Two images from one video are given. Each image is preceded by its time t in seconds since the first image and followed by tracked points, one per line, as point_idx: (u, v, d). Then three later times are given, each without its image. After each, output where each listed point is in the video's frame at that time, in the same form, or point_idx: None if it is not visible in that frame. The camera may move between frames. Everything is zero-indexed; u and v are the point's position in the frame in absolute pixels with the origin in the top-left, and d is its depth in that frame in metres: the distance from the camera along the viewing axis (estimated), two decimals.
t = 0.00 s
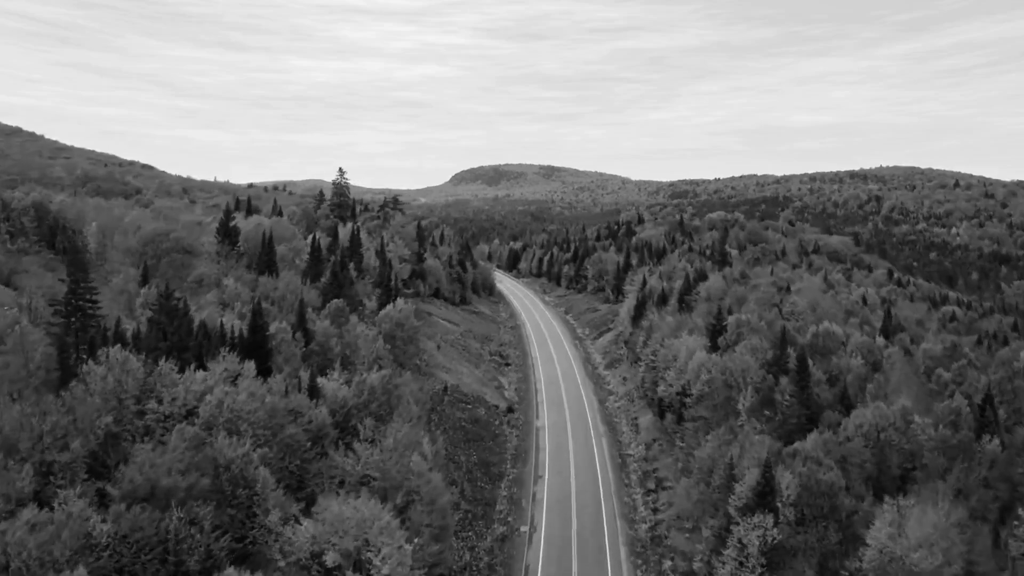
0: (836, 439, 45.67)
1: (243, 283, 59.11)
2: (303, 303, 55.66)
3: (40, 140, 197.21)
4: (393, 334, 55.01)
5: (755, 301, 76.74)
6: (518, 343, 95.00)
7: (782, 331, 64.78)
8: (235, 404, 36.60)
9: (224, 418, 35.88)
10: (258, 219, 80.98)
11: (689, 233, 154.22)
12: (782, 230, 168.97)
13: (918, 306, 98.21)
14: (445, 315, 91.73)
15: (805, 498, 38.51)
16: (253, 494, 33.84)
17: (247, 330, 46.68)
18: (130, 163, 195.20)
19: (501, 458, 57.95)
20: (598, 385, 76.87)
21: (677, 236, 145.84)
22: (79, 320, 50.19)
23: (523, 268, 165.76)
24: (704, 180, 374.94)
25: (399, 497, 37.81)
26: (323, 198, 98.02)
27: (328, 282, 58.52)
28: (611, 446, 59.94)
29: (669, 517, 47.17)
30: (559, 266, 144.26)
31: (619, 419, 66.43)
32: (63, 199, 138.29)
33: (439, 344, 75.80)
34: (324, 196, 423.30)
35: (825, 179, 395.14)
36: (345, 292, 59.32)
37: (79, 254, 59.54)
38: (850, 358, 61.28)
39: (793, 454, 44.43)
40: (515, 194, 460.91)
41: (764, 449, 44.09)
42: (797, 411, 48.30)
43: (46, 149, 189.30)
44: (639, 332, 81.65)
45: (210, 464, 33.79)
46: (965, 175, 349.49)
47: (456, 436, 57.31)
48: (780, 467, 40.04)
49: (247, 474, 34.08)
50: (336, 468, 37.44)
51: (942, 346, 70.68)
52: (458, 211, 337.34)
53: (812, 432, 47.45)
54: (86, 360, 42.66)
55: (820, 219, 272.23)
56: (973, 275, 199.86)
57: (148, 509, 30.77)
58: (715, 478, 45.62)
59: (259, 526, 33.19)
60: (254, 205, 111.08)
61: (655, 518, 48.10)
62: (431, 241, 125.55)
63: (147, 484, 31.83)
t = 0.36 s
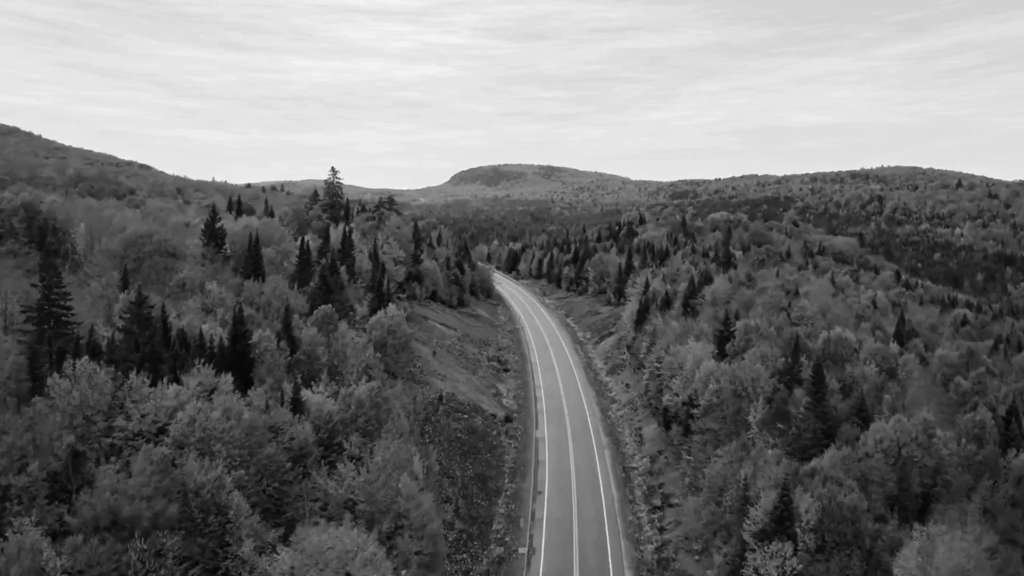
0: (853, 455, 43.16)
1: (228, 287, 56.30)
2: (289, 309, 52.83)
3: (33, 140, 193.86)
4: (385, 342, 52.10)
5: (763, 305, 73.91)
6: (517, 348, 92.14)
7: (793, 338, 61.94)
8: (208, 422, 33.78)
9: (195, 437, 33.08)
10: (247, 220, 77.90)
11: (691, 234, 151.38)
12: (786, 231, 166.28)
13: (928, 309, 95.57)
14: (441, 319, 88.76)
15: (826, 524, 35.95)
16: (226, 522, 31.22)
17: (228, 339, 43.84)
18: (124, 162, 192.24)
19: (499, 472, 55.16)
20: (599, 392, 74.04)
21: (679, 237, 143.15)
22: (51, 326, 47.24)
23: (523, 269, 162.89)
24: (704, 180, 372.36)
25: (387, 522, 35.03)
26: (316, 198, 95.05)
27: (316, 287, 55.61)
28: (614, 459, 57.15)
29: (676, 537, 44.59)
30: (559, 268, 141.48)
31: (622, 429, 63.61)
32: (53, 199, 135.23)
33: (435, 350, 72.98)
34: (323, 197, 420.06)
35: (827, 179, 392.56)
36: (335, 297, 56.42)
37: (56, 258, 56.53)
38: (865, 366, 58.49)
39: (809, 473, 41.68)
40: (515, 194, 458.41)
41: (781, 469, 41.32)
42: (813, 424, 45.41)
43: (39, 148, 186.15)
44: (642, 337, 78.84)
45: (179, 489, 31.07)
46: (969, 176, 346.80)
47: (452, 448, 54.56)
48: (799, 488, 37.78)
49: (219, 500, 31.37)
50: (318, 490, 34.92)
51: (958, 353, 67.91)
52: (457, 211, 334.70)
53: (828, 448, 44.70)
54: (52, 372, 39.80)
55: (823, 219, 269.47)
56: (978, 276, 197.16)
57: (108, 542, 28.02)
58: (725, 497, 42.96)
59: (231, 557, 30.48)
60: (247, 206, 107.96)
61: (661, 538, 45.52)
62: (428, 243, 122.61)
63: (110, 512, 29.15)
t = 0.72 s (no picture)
0: (871, 472, 40.81)
1: (213, 292, 53.86)
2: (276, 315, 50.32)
3: (27, 138, 190.91)
4: (376, 349, 49.56)
5: (770, 308, 71.48)
6: (516, 352, 89.78)
7: (803, 344, 59.51)
8: (181, 441, 31.47)
9: (166, 458, 30.81)
10: (237, 220, 75.38)
11: (693, 235, 149.03)
12: (789, 231, 163.99)
13: (938, 312, 93.20)
14: (438, 323, 86.13)
15: (848, 550, 33.57)
16: (199, 551, 28.88)
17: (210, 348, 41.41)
18: (119, 162, 190.02)
19: (496, 485, 52.73)
20: (601, 398, 71.60)
21: (681, 238, 140.79)
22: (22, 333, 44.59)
23: (522, 269, 160.54)
24: (705, 180, 370.12)
25: (375, 549, 33.00)
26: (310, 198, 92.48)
27: (305, 291, 53.08)
28: (618, 470, 54.72)
29: (684, 557, 42.27)
30: (559, 269, 139.21)
31: (625, 438, 61.09)
32: (43, 199, 132.67)
33: (431, 356, 70.48)
34: (322, 197, 417.29)
35: (827, 179, 390.45)
36: (325, 302, 53.89)
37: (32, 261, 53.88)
38: (879, 373, 56.06)
39: (826, 492, 39.24)
40: (515, 194, 456.05)
41: (797, 488, 38.88)
42: (828, 436, 42.98)
43: (32, 146, 183.64)
44: (645, 342, 76.38)
45: (148, 516, 28.83)
46: (971, 176, 344.69)
47: (448, 460, 52.09)
48: (818, 511, 35.48)
49: (192, 527, 29.01)
50: (302, 513, 33.16)
51: (973, 359, 65.50)
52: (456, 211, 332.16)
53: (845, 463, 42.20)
54: (19, 383, 37.36)
55: (826, 219, 267.01)
56: (982, 277, 194.67)
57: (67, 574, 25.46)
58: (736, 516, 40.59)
59: None
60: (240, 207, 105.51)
61: (668, 558, 43.13)
62: (426, 244, 120.21)
63: (71, 539, 26.61)
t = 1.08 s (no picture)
0: (896, 492, 38.11)
1: (195, 297, 51.06)
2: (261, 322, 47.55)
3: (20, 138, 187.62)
4: (365, 358, 46.65)
5: (779, 313, 68.77)
6: (515, 357, 87.05)
7: (816, 352, 56.74)
8: (144, 465, 28.78)
9: (128, 484, 28.16)
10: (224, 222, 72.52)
11: (696, 235, 146.27)
12: (793, 232, 161.25)
13: (948, 315, 90.52)
14: (434, 327, 83.22)
15: None
16: None
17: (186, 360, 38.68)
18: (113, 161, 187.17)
19: (493, 502, 49.97)
20: (604, 406, 68.80)
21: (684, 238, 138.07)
22: None
23: (521, 271, 157.81)
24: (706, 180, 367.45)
25: None
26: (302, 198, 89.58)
27: (291, 296, 50.35)
28: (622, 485, 51.91)
29: None
30: (559, 271, 136.47)
31: (629, 450, 58.27)
32: (32, 199, 129.70)
33: (425, 362, 67.70)
34: (321, 197, 414.12)
35: (828, 179, 387.85)
36: (311, 309, 51.09)
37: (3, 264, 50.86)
38: (896, 382, 53.31)
39: (849, 516, 36.54)
40: (514, 194, 453.47)
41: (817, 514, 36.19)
42: (847, 452, 40.22)
43: (24, 145, 180.74)
44: (648, 347, 73.55)
45: (105, 550, 26.18)
46: (973, 176, 342.14)
47: (442, 475, 49.29)
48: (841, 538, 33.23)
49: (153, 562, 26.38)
50: (279, 544, 30.69)
51: (992, 366, 62.80)
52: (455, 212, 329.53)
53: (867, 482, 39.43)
54: None
55: (829, 219, 264.24)
56: (987, 277, 191.94)
57: None
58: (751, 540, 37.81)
59: None
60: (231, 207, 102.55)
61: None
62: (422, 245, 117.39)
63: None
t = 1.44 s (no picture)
0: (921, 514, 35.65)
1: (177, 302, 48.54)
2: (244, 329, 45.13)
3: (12, 137, 184.51)
4: (355, 367, 44.19)
5: (787, 317, 66.37)
6: (514, 362, 84.64)
7: (828, 359, 54.32)
8: (106, 491, 26.57)
9: (87, 512, 25.86)
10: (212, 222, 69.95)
11: (699, 236, 143.85)
12: (797, 232, 158.75)
13: (959, 319, 88.10)
14: (430, 331, 80.74)
15: None
16: None
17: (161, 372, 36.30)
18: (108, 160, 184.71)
19: (490, 518, 47.61)
20: (606, 413, 66.35)
21: (686, 239, 135.69)
22: None
23: (520, 272, 155.33)
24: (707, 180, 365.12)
25: None
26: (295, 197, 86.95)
27: (277, 301, 47.91)
28: (626, 499, 49.44)
29: None
30: (559, 272, 134.07)
31: (632, 461, 55.84)
32: (22, 198, 127.18)
33: (421, 368, 65.22)
34: (319, 197, 410.80)
35: (829, 179, 385.48)
36: (298, 315, 48.67)
37: None
38: (913, 391, 50.86)
39: (873, 542, 34.31)
40: (514, 194, 451.07)
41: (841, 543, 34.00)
42: (868, 469, 38.04)
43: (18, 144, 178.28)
44: (652, 353, 71.06)
45: None
46: (975, 176, 339.72)
47: (437, 489, 46.88)
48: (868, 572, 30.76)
49: None
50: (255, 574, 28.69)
51: (1009, 373, 60.39)
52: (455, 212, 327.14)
53: (888, 502, 37.15)
54: None
55: (831, 219, 261.83)
56: (992, 278, 189.54)
57: None
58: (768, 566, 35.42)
59: None
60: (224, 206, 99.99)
61: None
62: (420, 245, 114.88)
63: None
